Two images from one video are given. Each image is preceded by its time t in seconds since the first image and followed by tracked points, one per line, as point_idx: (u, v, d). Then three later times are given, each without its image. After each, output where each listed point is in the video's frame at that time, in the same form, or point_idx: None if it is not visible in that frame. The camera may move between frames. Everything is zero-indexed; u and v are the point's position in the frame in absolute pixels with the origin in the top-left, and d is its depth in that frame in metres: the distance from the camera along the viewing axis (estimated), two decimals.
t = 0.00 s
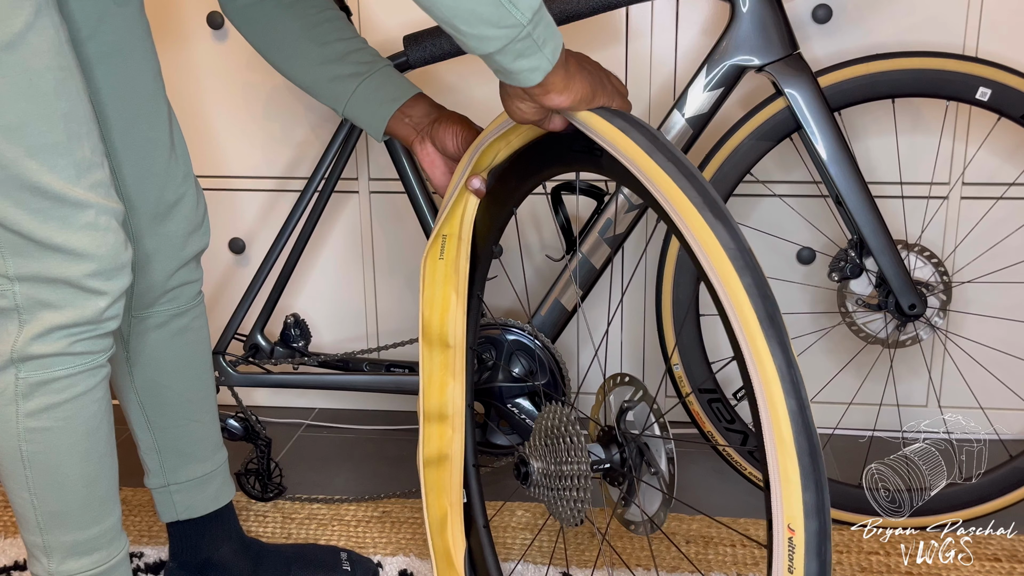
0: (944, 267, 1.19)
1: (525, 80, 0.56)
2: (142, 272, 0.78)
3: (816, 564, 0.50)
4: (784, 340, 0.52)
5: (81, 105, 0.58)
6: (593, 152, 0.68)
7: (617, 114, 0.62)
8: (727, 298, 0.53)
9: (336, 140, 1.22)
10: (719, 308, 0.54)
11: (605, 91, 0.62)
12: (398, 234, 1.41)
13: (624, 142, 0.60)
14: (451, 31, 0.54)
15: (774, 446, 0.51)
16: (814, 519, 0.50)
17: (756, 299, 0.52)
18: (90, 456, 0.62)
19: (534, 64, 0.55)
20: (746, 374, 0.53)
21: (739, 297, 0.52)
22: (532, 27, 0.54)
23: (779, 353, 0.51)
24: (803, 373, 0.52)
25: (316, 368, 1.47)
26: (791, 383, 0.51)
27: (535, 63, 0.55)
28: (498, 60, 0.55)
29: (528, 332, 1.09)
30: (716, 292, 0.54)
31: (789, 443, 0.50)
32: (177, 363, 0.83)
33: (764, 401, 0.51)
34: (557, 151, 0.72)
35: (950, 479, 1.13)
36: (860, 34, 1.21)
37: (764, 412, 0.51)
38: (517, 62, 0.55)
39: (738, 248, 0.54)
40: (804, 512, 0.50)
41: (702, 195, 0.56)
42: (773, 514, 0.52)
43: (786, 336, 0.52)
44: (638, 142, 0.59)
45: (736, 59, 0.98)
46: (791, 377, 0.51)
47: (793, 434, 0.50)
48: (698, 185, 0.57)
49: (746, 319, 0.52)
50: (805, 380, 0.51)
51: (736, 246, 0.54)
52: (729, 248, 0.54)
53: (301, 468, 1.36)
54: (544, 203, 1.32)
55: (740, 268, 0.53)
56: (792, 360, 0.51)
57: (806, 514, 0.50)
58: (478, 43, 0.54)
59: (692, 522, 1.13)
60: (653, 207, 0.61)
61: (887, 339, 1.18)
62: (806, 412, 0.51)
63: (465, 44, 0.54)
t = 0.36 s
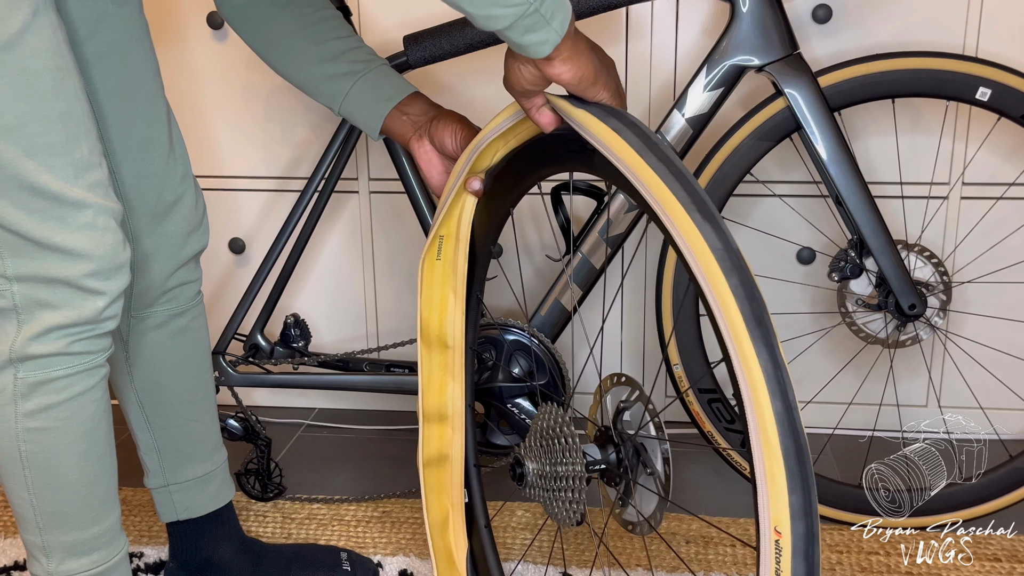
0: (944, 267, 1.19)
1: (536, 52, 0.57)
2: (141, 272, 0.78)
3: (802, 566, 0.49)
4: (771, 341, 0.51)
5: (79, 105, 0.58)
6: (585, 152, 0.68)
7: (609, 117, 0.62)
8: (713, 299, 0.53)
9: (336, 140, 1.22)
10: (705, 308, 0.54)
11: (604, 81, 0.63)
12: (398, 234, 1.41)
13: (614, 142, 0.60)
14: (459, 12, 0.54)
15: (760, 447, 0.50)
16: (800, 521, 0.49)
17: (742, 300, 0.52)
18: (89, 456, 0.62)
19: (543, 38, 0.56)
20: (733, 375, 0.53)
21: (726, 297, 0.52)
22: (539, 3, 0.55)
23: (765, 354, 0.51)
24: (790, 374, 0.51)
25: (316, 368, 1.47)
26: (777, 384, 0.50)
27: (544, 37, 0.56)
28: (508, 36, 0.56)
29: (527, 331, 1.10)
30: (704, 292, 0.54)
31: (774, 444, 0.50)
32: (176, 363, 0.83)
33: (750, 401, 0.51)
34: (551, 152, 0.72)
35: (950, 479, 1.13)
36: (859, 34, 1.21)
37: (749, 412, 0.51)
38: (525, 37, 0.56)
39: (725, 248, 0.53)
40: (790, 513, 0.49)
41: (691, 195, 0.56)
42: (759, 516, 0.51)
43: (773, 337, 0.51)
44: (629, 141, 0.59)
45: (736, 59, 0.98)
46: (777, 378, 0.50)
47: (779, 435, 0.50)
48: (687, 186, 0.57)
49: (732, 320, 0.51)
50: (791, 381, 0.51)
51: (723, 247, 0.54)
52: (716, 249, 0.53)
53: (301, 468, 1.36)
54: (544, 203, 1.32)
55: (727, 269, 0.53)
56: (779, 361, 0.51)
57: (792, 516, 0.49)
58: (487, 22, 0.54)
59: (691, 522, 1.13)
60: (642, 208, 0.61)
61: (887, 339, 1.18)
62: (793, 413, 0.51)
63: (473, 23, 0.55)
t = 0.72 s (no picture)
0: (944, 267, 1.19)
1: (549, 37, 0.60)
2: (141, 272, 0.78)
3: (814, 568, 0.48)
4: (783, 343, 0.50)
5: (79, 105, 0.58)
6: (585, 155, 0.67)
7: (609, 121, 0.62)
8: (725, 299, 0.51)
9: (336, 140, 1.22)
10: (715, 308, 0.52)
11: (605, 75, 0.68)
12: (398, 234, 1.41)
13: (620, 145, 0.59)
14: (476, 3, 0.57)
15: (772, 448, 0.49)
16: (812, 522, 0.48)
17: (756, 301, 0.51)
18: (89, 456, 0.62)
19: (555, 25, 0.59)
20: (742, 376, 0.51)
21: (737, 297, 0.51)
22: None
23: (777, 355, 0.50)
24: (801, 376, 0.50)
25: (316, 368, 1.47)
26: (790, 385, 0.49)
27: (555, 24, 0.59)
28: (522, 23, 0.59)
29: (527, 332, 1.09)
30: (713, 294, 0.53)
31: (787, 445, 0.48)
32: (175, 363, 0.83)
33: (762, 402, 0.49)
34: (550, 155, 0.71)
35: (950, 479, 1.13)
36: (859, 34, 1.21)
37: (761, 413, 0.50)
38: (538, 24, 0.59)
39: (737, 251, 0.53)
40: (802, 514, 0.48)
41: (699, 197, 0.56)
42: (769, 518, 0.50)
43: (785, 339, 0.51)
44: (635, 144, 0.59)
45: (736, 59, 0.98)
46: (790, 379, 0.49)
47: (792, 437, 0.49)
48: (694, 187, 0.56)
49: (744, 320, 0.50)
50: (803, 383, 0.50)
51: (734, 248, 0.53)
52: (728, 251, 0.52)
53: (301, 468, 1.36)
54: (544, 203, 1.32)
55: (739, 270, 0.52)
56: (791, 363, 0.50)
57: (805, 517, 0.48)
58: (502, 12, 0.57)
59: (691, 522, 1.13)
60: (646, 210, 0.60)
61: (887, 339, 1.18)
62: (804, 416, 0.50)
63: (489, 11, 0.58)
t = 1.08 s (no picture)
0: (944, 267, 1.19)
1: (552, 56, 0.61)
2: (140, 273, 0.78)
3: None
4: (805, 354, 0.50)
5: (78, 106, 0.58)
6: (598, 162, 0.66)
7: (618, 129, 0.62)
8: (747, 311, 0.51)
9: (336, 140, 1.22)
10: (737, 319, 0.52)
11: (612, 92, 0.68)
12: (399, 234, 1.41)
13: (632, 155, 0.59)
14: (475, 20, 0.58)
15: (795, 461, 0.49)
16: (834, 534, 0.49)
17: (777, 311, 0.50)
18: (90, 456, 0.62)
19: (557, 43, 0.60)
20: (764, 388, 0.51)
21: (760, 308, 0.50)
22: (552, 14, 0.57)
23: (801, 367, 0.49)
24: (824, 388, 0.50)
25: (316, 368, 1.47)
26: (813, 398, 0.49)
27: (559, 42, 0.59)
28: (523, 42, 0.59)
29: (528, 332, 1.09)
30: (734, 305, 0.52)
31: (811, 458, 0.49)
32: (175, 364, 0.83)
33: (785, 416, 0.49)
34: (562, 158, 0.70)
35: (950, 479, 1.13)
36: (859, 34, 1.21)
37: (784, 427, 0.50)
38: (540, 42, 0.59)
39: (757, 258, 0.52)
40: (824, 527, 0.49)
41: (717, 204, 0.55)
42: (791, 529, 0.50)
43: (807, 350, 0.50)
44: (648, 153, 0.59)
45: (735, 59, 0.98)
46: (813, 392, 0.49)
47: (815, 450, 0.49)
48: (711, 195, 0.55)
49: (768, 333, 0.50)
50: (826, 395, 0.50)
51: (755, 258, 0.52)
52: (748, 259, 0.52)
53: (301, 468, 1.36)
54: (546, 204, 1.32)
55: (761, 280, 0.51)
56: (814, 375, 0.50)
57: (827, 529, 0.49)
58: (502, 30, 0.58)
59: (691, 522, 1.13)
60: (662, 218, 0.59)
61: (887, 339, 1.18)
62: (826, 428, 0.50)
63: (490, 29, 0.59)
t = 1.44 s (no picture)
0: (944, 267, 1.19)
1: (541, 81, 0.59)
2: (140, 273, 0.78)
3: None
4: (818, 359, 0.50)
5: (77, 106, 0.58)
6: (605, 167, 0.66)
7: (629, 134, 0.62)
8: (760, 316, 0.51)
9: (337, 140, 1.22)
10: (750, 324, 0.52)
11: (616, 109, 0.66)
12: (399, 234, 1.41)
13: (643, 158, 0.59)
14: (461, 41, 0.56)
15: (807, 466, 0.49)
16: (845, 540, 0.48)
17: (790, 316, 0.50)
18: (90, 456, 0.62)
19: (547, 67, 0.58)
20: (775, 393, 0.51)
21: (773, 312, 0.50)
22: (542, 35, 0.56)
23: (814, 371, 0.49)
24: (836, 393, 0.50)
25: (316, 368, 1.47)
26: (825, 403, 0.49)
27: (548, 66, 0.58)
28: (511, 65, 0.57)
29: (529, 332, 1.09)
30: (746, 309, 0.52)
31: (823, 463, 0.48)
32: (176, 364, 0.83)
33: (797, 421, 0.49)
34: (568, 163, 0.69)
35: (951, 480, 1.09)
36: (859, 35, 1.21)
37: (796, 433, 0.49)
38: (529, 66, 0.57)
39: (771, 263, 0.52)
40: (836, 533, 0.48)
41: (730, 208, 0.54)
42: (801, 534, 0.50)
43: (819, 355, 0.50)
44: (659, 157, 0.59)
45: (736, 59, 0.97)
46: (825, 397, 0.49)
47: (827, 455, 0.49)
48: (725, 199, 0.55)
49: (781, 337, 0.50)
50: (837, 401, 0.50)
51: (768, 262, 0.52)
52: (762, 263, 0.52)
53: (301, 468, 1.36)
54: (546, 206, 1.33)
55: (774, 285, 0.51)
56: (826, 380, 0.50)
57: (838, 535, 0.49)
58: (489, 51, 0.56)
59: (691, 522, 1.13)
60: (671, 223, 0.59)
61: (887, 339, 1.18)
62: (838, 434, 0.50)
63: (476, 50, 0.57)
